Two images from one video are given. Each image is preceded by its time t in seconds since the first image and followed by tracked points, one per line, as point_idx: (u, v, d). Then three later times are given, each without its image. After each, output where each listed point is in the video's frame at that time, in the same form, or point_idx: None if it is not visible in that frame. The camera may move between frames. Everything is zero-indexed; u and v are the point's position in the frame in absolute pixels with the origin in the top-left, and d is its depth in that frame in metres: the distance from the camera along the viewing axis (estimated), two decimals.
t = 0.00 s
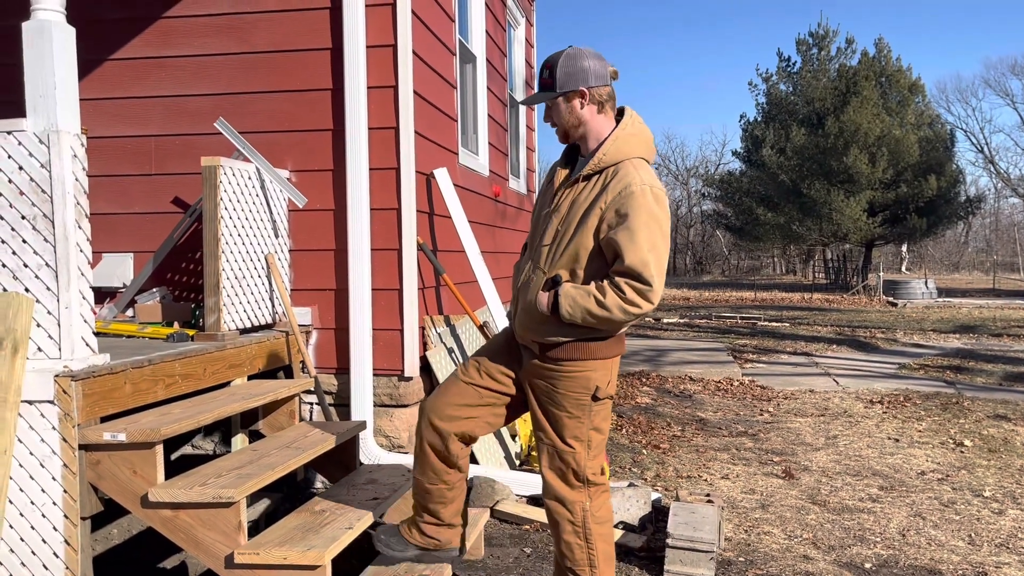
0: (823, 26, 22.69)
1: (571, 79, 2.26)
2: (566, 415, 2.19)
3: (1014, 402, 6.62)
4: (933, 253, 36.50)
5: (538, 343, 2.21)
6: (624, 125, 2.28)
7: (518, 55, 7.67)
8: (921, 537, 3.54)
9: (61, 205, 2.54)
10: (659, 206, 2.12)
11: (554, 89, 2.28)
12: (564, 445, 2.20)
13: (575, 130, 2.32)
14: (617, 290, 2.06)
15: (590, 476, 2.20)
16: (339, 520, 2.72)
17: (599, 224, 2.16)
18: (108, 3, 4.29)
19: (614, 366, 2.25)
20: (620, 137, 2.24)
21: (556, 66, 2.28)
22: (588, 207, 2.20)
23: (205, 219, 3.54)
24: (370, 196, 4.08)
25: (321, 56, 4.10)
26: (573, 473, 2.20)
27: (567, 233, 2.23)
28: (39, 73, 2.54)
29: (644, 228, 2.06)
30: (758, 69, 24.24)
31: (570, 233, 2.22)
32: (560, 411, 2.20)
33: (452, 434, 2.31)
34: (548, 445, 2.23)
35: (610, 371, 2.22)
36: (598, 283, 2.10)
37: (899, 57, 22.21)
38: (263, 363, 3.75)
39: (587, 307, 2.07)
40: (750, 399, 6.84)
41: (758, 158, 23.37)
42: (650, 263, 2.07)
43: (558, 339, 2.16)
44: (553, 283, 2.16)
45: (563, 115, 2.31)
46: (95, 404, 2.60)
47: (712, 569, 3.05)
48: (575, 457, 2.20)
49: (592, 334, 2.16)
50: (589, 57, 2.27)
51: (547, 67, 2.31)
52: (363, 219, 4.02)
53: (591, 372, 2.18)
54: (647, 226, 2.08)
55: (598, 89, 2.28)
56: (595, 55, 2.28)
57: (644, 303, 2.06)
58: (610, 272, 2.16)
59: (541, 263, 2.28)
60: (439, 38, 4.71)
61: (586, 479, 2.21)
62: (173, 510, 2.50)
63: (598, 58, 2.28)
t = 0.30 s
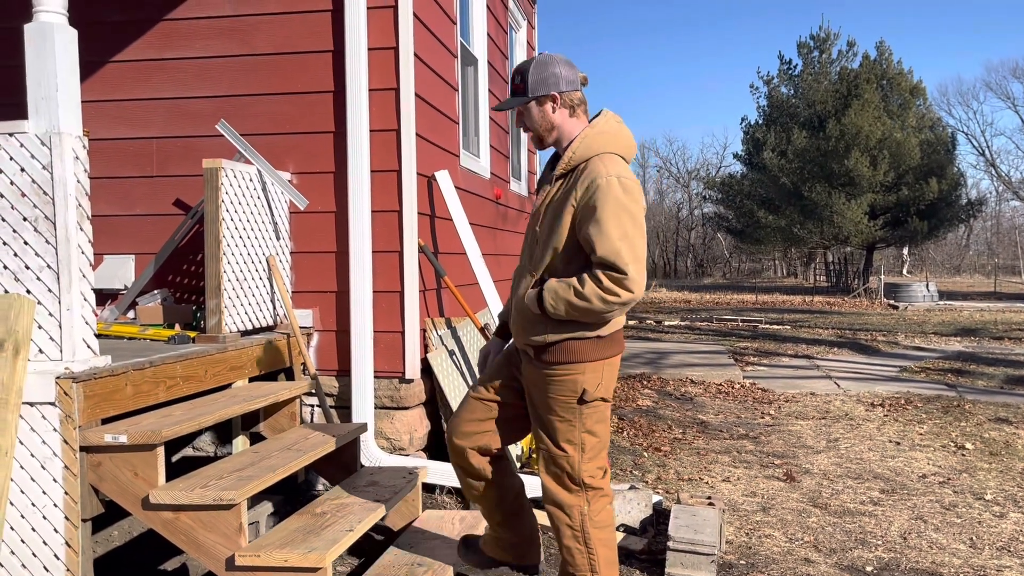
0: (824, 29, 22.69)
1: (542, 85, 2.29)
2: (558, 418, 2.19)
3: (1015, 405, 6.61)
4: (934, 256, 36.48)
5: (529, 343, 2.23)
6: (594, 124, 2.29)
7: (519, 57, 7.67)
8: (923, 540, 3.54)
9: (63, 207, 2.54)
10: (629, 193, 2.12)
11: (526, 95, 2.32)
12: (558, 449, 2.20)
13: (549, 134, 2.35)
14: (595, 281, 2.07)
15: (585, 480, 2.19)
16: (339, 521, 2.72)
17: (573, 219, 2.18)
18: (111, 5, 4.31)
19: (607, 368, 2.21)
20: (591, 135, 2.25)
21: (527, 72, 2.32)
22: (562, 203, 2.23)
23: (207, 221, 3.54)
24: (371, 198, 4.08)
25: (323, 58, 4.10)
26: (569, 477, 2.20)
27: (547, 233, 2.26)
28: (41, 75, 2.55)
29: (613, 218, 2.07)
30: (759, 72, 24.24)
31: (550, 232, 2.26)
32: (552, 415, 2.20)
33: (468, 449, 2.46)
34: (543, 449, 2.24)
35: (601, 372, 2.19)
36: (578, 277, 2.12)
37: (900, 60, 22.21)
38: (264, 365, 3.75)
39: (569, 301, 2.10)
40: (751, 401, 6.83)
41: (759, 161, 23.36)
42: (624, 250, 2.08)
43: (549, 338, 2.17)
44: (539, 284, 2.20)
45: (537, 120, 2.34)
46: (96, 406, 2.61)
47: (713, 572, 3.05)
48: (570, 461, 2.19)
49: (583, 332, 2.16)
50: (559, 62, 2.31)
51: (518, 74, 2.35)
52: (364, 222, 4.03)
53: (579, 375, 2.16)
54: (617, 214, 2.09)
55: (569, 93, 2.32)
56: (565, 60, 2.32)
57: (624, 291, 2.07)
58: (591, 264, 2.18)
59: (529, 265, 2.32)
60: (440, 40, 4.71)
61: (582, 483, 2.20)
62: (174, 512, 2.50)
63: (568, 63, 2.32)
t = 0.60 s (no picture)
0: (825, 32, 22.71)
1: (490, 100, 2.32)
2: (562, 418, 2.19)
3: (1016, 408, 6.60)
4: (935, 259, 36.47)
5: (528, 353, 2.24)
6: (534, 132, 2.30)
7: (520, 60, 7.68)
8: (924, 543, 3.53)
9: (65, 209, 2.55)
10: (577, 185, 2.13)
11: (474, 109, 2.34)
12: (561, 450, 2.20)
13: (495, 148, 2.38)
14: (568, 278, 2.08)
15: (588, 480, 2.18)
16: (340, 524, 2.72)
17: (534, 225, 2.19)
18: (113, 7, 4.31)
19: (608, 365, 2.21)
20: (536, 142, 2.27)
21: (475, 87, 2.34)
22: (520, 213, 2.24)
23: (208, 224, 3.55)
24: (373, 201, 4.08)
25: (324, 61, 4.11)
26: (572, 478, 2.19)
27: (515, 244, 2.28)
28: (43, 76, 2.55)
29: (567, 213, 2.08)
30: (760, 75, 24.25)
31: (517, 243, 2.27)
32: (556, 416, 2.20)
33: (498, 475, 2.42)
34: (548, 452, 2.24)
35: (601, 370, 2.19)
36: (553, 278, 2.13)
37: (901, 63, 22.21)
38: (266, 367, 3.75)
39: (550, 304, 2.11)
40: (751, 404, 6.83)
41: (760, 164, 23.37)
42: (587, 240, 2.08)
43: (547, 344, 2.18)
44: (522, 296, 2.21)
45: (482, 133, 2.36)
46: (97, 408, 2.61)
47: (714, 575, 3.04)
48: (574, 461, 2.19)
49: (576, 330, 2.16)
50: (506, 79, 2.35)
51: (466, 88, 2.37)
52: (365, 224, 4.03)
53: (579, 373, 2.17)
54: (571, 210, 2.09)
55: (515, 109, 2.36)
56: (512, 78, 2.36)
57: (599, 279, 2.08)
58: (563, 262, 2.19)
59: (509, 279, 2.34)
60: (441, 42, 4.72)
61: (586, 485, 2.18)
62: (174, 514, 2.50)
63: (514, 80, 2.36)
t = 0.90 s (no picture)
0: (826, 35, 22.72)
1: (487, 92, 2.33)
2: (534, 416, 2.20)
3: (1018, 412, 6.60)
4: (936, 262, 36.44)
5: (494, 344, 2.24)
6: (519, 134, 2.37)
7: (521, 63, 7.69)
8: (924, 546, 3.53)
9: (67, 211, 2.55)
10: (565, 184, 2.22)
11: (471, 98, 2.34)
12: (536, 448, 2.20)
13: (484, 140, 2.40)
14: (548, 266, 2.12)
15: (564, 475, 2.20)
16: (341, 526, 2.72)
17: (518, 216, 2.24)
18: (115, 10, 4.32)
19: (569, 359, 2.26)
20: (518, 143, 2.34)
21: (475, 78, 2.36)
22: (503, 205, 2.28)
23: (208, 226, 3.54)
24: (373, 203, 4.09)
25: (326, 63, 4.11)
26: (549, 474, 2.20)
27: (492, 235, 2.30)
28: (45, 78, 2.56)
29: (556, 205, 2.15)
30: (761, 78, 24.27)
31: (495, 234, 2.29)
32: (528, 414, 2.20)
33: (497, 491, 2.43)
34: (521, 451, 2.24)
35: (566, 364, 2.24)
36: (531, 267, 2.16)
37: (902, 66, 22.21)
38: (267, 369, 3.75)
39: (526, 290, 2.12)
40: (752, 407, 6.83)
41: (761, 166, 23.37)
42: (571, 235, 2.15)
43: (511, 334, 2.19)
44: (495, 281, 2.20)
45: (475, 122, 2.37)
46: (97, 410, 2.61)
47: None
48: (549, 457, 2.20)
49: (544, 324, 2.20)
50: (505, 77, 2.38)
51: (466, 79, 2.39)
52: (366, 226, 4.03)
53: (548, 369, 2.20)
54: (558, 204, 2.17)
55: (510, 105, 2.38)
56: (510, 77, 2.40)
57: (576, 271, 2.14)
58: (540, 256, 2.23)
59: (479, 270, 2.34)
60: (442, 45, 4.72)
61: (562, 480, 2.20)
62: (174, 517, 2.50)
63: (512, 80, 2.40)
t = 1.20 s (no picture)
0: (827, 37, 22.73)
1: (491, 94, 2.34)
2: (515, 415, 2.22)
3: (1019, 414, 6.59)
4: (937, 264, 36.42)
5: (479, 343, 2.24)
6: (526, 140, 2.38)
7: (522, 65, 7.70)
8: (926, 549, 3.53)
9: (69, 213, 2.56)
10: (575, 198, 2.27)
11: (474, 98, 2.35)
12: (514, 447, 2.22)
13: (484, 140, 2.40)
14: (553, 275, 2.15)
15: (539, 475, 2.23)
16: (342, 528, 2.72)
17: (525, 222, 2.26)
18: (118, 12, 4.33)
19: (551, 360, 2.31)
20: (527, 149, 2.36)
21: (481, 78, 2.36)
22: (510, 209, 2.30)
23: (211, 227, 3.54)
24: (374, 206, 4.09)
25: (327, 65, 4.12)
26: (525, 473, 2.22)
27: (495, 236, 2.30)
28: (48, 81, 2.57)
29: (568, 218, 2.19)
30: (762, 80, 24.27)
31: (498, 235, 2.30)
32: (509, 412, 2.22)
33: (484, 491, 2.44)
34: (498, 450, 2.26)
35: (549, 366, 2.29)
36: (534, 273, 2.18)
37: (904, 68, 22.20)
38: (268, 371, 3.75)
39: (529, 295, 2.13)
40: (753, 409, 6.82)
41: (762, 168, 23.37)
42: (579, 249, 2.20)
43: (502, 335, 2.20)
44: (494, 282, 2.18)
45: (476, 122, 2.37)
46: (99, 412, 2.61)
47: None
48: (525, 456, 2.22)
49: (534, 328, 2.22)
50: (512, 81, 2.39)
51: (473, 77, 2.40)
52: (367, 228, 4.03)
53: (533, 369, 2.24)
54: (569, 216, 2.21)
55: (512, 110, 2.38)
56: (517, 82, 2.41)
57: (577, 283, 2.18)
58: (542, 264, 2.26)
59: (475, 268, 2.33)
60: (444, 47, 4.73)
61: (536, 480, 2.23)
62: (176, 519, 2.51)
63: (519, 85, 2.41)
